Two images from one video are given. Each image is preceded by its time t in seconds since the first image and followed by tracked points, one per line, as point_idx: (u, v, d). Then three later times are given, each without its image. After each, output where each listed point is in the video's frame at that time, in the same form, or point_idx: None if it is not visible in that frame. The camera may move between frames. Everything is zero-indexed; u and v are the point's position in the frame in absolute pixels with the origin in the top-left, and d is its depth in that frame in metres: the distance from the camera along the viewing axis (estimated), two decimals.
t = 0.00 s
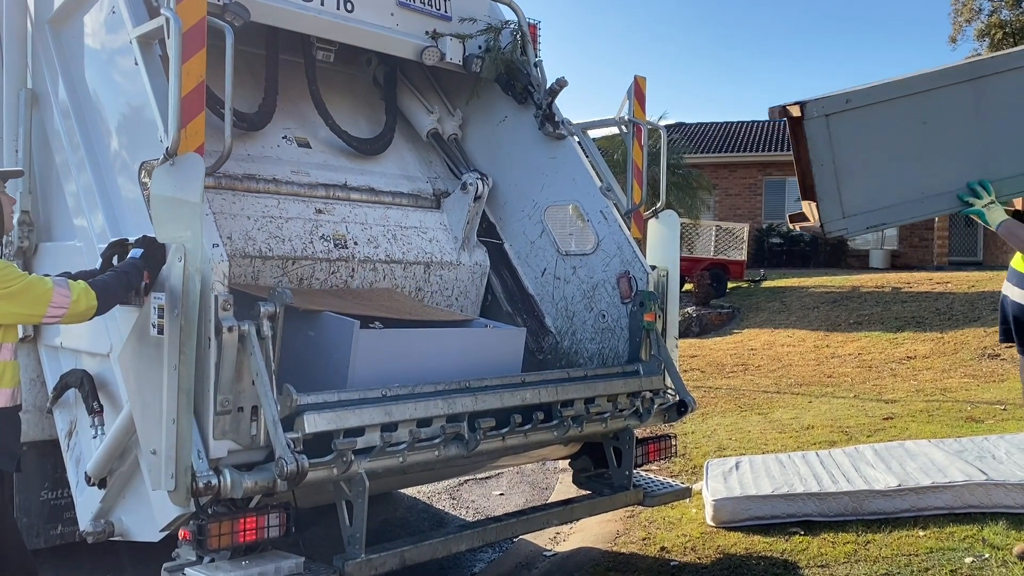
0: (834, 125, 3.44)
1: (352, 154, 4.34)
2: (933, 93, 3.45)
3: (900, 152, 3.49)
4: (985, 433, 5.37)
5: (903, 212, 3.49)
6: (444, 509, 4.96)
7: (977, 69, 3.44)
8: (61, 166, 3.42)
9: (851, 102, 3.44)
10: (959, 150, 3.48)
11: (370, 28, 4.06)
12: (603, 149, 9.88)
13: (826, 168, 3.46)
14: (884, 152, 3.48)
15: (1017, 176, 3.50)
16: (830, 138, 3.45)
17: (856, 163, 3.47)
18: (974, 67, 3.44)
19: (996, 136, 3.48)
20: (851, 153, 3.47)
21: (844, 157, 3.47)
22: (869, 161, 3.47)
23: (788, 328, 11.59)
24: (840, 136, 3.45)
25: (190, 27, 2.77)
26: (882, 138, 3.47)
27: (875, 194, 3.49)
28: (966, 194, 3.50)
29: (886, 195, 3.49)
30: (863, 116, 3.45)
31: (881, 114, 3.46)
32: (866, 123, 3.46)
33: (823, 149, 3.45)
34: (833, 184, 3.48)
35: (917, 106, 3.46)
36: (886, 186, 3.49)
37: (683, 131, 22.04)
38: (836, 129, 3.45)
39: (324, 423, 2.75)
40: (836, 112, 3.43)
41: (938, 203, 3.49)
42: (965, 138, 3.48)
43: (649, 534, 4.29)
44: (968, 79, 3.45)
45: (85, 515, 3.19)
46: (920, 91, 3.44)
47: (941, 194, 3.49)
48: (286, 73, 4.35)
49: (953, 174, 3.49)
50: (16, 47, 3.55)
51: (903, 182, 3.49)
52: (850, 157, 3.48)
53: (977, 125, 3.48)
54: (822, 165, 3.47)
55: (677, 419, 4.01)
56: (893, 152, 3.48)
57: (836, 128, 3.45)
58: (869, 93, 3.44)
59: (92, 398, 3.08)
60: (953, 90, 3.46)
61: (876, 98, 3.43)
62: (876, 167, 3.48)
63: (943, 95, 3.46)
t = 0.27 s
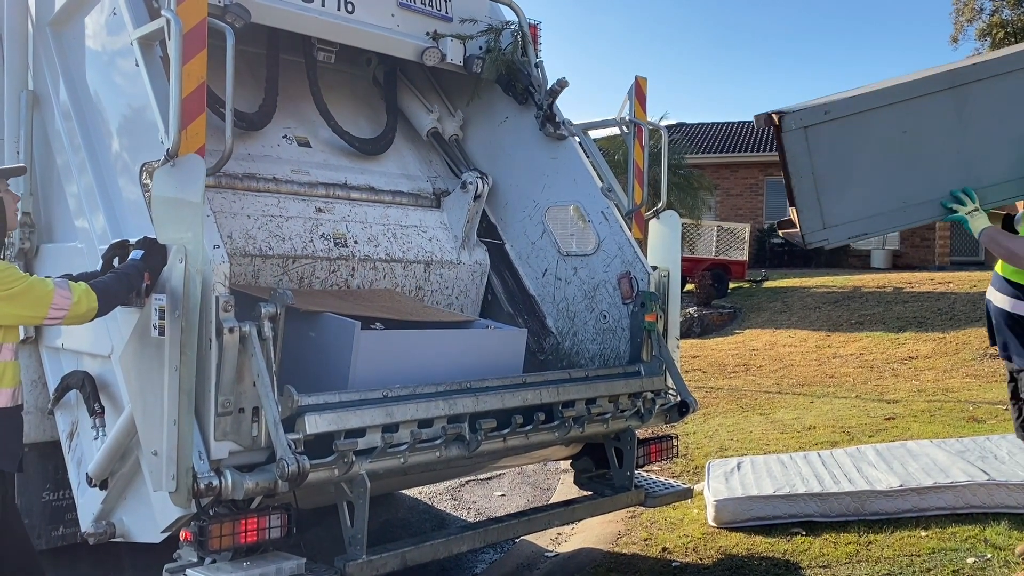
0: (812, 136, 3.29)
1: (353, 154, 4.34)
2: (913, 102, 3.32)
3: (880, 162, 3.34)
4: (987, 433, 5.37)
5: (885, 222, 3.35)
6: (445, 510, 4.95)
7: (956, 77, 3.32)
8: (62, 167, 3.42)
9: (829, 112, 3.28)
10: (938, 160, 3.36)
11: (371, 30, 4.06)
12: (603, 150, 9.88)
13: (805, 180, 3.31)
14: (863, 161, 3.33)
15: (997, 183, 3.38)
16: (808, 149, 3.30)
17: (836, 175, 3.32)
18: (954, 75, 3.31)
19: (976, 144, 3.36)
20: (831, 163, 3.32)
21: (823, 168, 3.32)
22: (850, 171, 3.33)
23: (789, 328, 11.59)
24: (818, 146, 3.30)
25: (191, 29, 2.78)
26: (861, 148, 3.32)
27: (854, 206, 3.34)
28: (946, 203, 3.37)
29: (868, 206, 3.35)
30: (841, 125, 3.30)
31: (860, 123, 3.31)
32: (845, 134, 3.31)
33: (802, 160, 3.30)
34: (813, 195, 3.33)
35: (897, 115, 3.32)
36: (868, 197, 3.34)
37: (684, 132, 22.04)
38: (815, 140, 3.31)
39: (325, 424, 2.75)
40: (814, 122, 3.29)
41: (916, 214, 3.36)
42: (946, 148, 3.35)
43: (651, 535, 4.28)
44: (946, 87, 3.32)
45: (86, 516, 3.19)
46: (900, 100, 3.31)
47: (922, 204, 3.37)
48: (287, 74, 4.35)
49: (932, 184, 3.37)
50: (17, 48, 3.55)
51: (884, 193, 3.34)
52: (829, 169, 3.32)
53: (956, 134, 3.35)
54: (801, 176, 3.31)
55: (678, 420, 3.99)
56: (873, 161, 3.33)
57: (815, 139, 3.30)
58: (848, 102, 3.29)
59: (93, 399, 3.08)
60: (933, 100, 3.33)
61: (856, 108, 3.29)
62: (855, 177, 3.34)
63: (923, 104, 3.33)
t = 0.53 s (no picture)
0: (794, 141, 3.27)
1: (353, 154, 4.34)
2: (898, 103, 3.26)
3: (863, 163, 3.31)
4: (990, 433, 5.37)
5: (868, 223, 3.34)
6: (447, 512, 4.95)
7: (943, 77, 3.24)
8: (64, 169, 3.42)
9: (811, 115, 3.26)
10: (926, 161, 3.30)
11: (372, 32, 4.06)
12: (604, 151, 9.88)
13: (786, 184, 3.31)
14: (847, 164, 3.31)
15: (987, 185, 3.31)
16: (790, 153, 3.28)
17: (818, 178, 3.31)
18: (941, 75, 3.23)
19: (964, 144, 3.29)
20: (812, 165, 3.30)
21: (804, 170, 3.31)
22: (832, 173, 3.31)
23: (791, 329, 11.59)
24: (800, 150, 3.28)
25: (193, 32, 2.78)
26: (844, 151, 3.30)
27: (837, 208, 3.33)
28: (932, 205, 3.32)
29: (851, 207, 3.33)
30: (823, 128, 3.27)
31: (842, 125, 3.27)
32: (826, 136, 3.28)
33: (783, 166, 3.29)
34: (793, 198, 3.33)
35: (881, 116, 3.27)
36: (851, 199, 3.32)
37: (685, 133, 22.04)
38: (796, 142, 3.28)
39: (328, 426, 2.75)
40: (794, 125, 3.26)
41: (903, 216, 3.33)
42: (933, 149, 3.29)
43: (653, 536, 4.28)
44: (933, 87, 3.24)
45: (88, 518, 3.19)
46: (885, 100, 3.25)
47: (907, 205, 3.33)
48: (288, 75, 4.36)
49: (919, 185, 3.31)
50: (19, 50, 3.55)
51: (867, 195, 3.32)
52: (811, 172, 3.31)
53: (944, 136, 3.28)
54: (780, 178, 3.30)
55: (680, 421, 3.98)
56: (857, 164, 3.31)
57: (795, 142, 3.28)
58: (829, 104, 3.26)
59: (95, 401, 3.08)
60: (919, 100, 3.26)
61: (837, 110, 3.25)
62: (837, 180, 3.32)
63: (908, 105, 3.26)
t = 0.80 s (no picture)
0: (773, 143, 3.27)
1: (355, 155, 4.35)
2: (877, 104, 3.24)
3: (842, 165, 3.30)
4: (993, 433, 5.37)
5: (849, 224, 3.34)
6: (451, 512, 4.96)
7: (922, 78, 3.21)
8: (68, 171, 3.43)
9: (790, 118, 3.23)
10: (905, 161, 3.29)
11: (375, 33, 4.07)
12: (607, 151, 9.88)
13: (767, 186, 3.32)
14: (827, 166, 3.30)
15: (967, 185, 3.29)
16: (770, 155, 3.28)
17: (797, 181, 3.32)
18: (919, 76, 3.20)
19: (943, 145, 3.27)
20: (792, 168, 3.30)
21: (784, 173, 3.31)
22: (812, 174, 3.31)
23: (794, 329, 11.58)
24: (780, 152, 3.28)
25: (195, 32, 2.78)
26: (824, 152, 3.29)
27: (816, 209, 3.33)
28: (913, 204, 3.32)
29: (832, 208, 3.33)
30: (803, 131, 3.26)
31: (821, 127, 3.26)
32: (806, 138, 3.27)
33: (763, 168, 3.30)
34: (775, 200, 3.34)
35: (860, 118, 3.25)
36: (831, 201, 3.33)
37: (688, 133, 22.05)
38: (777, 146, 3.28)
39: (330, 427, 2.75)
40: (774, 129, 3.25)
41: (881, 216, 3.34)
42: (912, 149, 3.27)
43: (656, 536, 4.28)
44: (912, 89, 3.21)
45: (92, 519, 3.20)
46: (864, 102, 3.23)
47: (887, 206, 3.33)
48: (290, 76, 4.36)
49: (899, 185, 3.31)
50: (23, 53, 3.56)
51: (848, 196, 3.32)
52: (791, 174, 3.31)
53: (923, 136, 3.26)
54: (761, 181, 3.32)
55: (683, 421, 3.95)
56: (836, 166, 3.30)
57: (776, 146, 3.28)
58: (809, 106, 3.24)
59: (100, 402, 3.09)
60: (899, 101, 3.23)
61: (817, 113, 3.24)
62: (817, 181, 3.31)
63: (887, 107, 3.24)
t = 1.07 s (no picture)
0: (749, 156, 3.33)
1: (357, 155, 4.36)
2: (853, 114, 3.25)
3: (822, 175, 3.32)
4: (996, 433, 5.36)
5: (830, 230, 3.34)
6: (453, 512, 4.96)
7: (896, 87, 3.21)
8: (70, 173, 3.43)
9: (764, 131, 3.29)
10: (883, 168, 3.28)
11: (377, 34, 4.07)
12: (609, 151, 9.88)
13: (746, 198, 3.36)
14: (807, 176, 3.33)
15: (948, 189, 3.25)
16: (747, 167, 3.34)
17: (777, 191, 3.34)
18: (893, 86, 3.21)
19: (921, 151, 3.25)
20: (771, 179, 3.34)
21: (763, 183, 3.34)
22: (791, 184, 3.33)
23: (796, 328, 11.57)
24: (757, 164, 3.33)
25: (197, 34, 2.79)
26: (803, 164, 3.32)
27: (799, 219, 3.35)
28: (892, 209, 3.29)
29: (812, 216, 3.34)
30: (779, 143, 3.30)
31: (797, 139, 3.30)
32: (783, 149, 3.31)
33: (742, 179, 3.35)
34: (754, 208, 3.37)
35: (836, 128, 3.27)
36: (814, 210, 3.34)
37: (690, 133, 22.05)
38: (754, 158, 3.33)
39: (333, 427, 2.75)
40: (750, 141, 3.31)
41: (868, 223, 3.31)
42: (890, 156, 3.27)
43: (659, 536, 4.28)
44: (885, 97, 3.22)
45: (95, 520, 3.20)
46: (839, 113, 3.25)
47: (868, 212, 3.30)
48: (292, 77, 4.36)
49: (879, 191, 3.29)
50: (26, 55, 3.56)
51: (828, 205, 3.32)
52: (770, 185, 3.34)
53: (900, 143, 3.26)
54: (739, 191, 3.36)
55: (686, 422, 3.94)
56: (817, 176, 3.32)
57: (753, 157, 3.33)
58: (784, 119, 3.28)
59: (101, 403, 3.08)
60: (874, 110, 3.24)
61: (793, 125, 3.27)
62: (798, 191, 3.34)
63: (862, 117, 3.26)
